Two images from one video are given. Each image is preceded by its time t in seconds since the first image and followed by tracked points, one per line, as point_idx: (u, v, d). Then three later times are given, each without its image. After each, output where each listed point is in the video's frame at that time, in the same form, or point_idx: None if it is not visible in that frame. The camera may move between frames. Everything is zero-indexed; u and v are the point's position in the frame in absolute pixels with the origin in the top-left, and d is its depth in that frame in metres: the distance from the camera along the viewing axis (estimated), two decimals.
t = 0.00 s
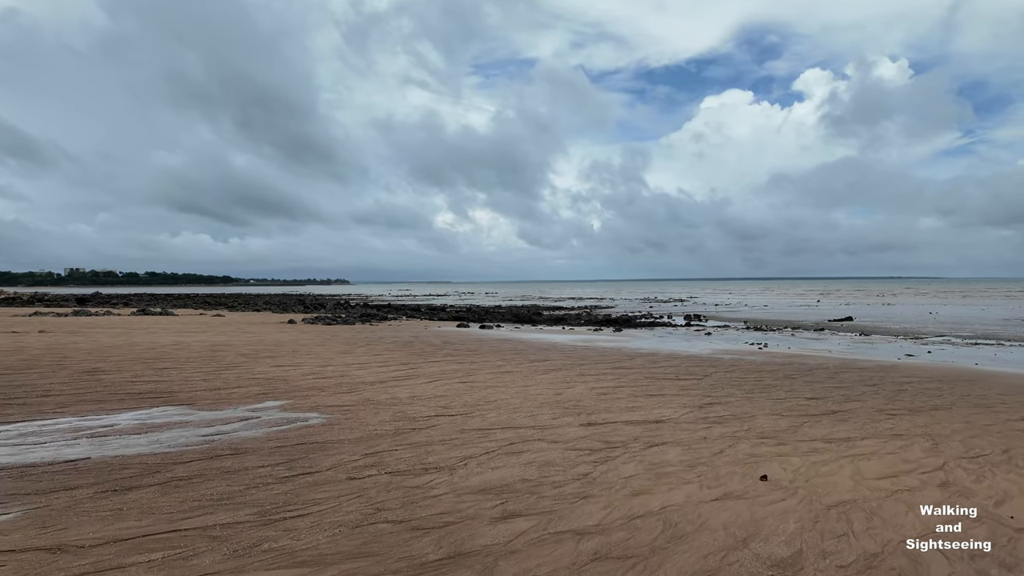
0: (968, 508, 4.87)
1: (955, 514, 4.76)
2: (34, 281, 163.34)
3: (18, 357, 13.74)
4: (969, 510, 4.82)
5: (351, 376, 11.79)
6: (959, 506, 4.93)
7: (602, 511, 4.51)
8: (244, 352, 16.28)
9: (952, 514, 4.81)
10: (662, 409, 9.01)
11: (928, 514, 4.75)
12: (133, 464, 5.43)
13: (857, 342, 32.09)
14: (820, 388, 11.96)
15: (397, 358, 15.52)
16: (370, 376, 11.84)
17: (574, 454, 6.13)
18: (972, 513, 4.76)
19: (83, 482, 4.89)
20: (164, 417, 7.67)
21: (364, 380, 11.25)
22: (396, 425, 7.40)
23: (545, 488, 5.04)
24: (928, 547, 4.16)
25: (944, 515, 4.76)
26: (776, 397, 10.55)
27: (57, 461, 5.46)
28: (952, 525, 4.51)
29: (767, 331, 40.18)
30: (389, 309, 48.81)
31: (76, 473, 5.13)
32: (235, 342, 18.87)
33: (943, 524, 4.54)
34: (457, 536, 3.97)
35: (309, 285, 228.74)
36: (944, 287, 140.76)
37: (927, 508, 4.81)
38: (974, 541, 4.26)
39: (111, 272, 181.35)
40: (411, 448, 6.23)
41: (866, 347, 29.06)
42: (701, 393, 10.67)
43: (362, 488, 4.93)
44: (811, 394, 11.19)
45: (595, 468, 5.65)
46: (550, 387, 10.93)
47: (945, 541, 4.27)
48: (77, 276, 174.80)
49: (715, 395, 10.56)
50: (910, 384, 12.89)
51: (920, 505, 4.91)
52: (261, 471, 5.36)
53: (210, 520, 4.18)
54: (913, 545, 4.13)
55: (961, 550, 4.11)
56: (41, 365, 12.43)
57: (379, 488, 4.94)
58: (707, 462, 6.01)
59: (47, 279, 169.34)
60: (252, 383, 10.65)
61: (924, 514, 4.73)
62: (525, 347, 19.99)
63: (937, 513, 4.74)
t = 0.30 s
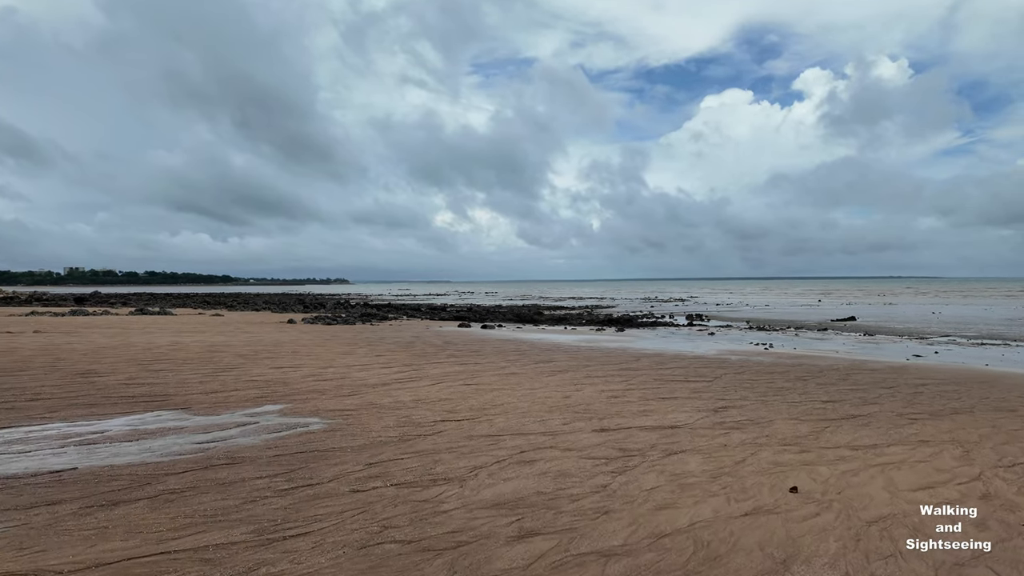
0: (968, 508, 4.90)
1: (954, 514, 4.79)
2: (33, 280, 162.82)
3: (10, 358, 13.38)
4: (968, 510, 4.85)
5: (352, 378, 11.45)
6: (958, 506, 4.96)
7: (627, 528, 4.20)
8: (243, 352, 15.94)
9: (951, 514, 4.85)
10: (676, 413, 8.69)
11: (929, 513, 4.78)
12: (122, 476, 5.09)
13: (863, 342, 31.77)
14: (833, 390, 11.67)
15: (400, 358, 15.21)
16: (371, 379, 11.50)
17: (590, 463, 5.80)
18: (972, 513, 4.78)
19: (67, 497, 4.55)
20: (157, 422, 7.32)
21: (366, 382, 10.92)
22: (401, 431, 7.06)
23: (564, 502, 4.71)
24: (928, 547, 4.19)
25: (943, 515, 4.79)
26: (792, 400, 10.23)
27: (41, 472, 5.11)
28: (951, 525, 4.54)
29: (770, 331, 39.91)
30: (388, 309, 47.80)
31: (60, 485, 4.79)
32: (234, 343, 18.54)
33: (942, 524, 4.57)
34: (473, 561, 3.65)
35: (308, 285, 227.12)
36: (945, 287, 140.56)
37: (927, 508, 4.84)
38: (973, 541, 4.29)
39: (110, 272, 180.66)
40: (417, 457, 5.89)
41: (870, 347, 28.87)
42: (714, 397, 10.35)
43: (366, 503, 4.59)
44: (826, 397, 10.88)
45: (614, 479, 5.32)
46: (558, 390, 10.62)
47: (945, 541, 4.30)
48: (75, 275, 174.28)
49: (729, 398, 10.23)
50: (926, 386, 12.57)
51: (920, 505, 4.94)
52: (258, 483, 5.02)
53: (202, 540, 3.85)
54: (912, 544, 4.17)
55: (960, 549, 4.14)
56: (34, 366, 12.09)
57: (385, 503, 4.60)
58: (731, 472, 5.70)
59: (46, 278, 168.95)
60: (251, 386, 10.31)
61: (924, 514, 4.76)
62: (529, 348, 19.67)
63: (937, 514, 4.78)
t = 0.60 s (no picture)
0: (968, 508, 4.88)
1: (955, 514, 4.77)
2: (32, 279, 162.46)
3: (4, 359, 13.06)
4: (968, 510, 4.83)
5: (355, 380, 11.12)
6: (958, 506, 4.94)
7: (659, 547, 3.89)
8: (243, 353, 15.63)
9: (951, 515, 4.83)
10: (692, 417, 8.37)
11: (928, 513, 4.76)
12: (113, 487, 4.76)
13: (868, 342, 31.46)
14: (849, 393, 11.36)
15: (403, 359, 14.91)
16: (375, 380, 11.18)
17: (610, 472, 5.47)
18: (972, 513, 4.76)
19: (52, 512, 4.21)
20: (153, 427, 6.98)
21: (369, 384, 10.59)
22: (408, 436, 6.73)
23: (588, 517, 4.38)
24: (928, 547, 4.16)
25: (943, 515, 4.77)
26: (809, 403, 9.91)
27: (27, 483, 4.78)
28: (952, 525, 4.52)
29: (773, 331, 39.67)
30: (388, 309, 47.18)
31: (46, 498, 4.46)
32: (233, 343, 18.21)
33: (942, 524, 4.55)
34: None
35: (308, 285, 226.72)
36: (946, 288, 140.22)
37: (927, 508, 4.82)
38: (974, 541, 4.27)
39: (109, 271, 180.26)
40: (427, 465, 5.56)
41: (875, 347, 28.60)
42: (729, 399, 10.03)
43: (375, 517, 4.26)
44: (843, 399, 10.57)
45: (638, 490, 4.99)
46: (567, 392, 10.29)
47: (945, 541, 4.28)
48: (73, 275, 173.45)
49: (744, 401, 9.90)
50: (944, 388, 12.25)
51: (920, 505, 4.92)
52: (259, 494, 4.69)
53: (198, 562, 3.53)
54: (912, 545, 4.16)
55: (960, 549, 4.13)
56: (28, 367, 11.78)
57: (395, 518, 4.26)
58: (760, 482, 5.38)
59: (45, 277, 168.67)
60: (251, 388, 9.96)
61: (924, 514, 4.73)
62: (533, 348, 19.37)
63: (937, 513, 4.75)
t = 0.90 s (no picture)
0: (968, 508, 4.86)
1: (955, 514, 4.76)
2: (31, 278, 161.93)
3: None
4: (968, 510, 4.82)
5: (356, 381, 10.81)
6: (959, 506, 4.93)
7: (687, 569, 3.59)
8: (241, 353, 15.32)
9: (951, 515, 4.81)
10: (706, 420, 8.06)
11: (928, 513, 4.74)
12: (100, 500, 4.45)
13: (876, 341, 31.04)
14: (864, 394, 11.04)
15: (404, 359, 14.60)
16: (376, 381, 10.87)
17: (628, 482, 5.16)
18: (972, 514, 4.75)
19: (32, 530, 3.91)
20: (146, 433, 6.68)
21: (371, 386, 10.28)
22: (413, 443, 6.41)
23: (610, 534, 4.08)
24: (929, 547, 4.14)
25: (943, 515, 4.76)
26: (825, 406, 9.59)
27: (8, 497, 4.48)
28: (951, 525, 4.51)
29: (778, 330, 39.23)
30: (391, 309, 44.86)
31: (27, 513, 4.16)
32: (232, 342, 17.88)
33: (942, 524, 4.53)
34: None
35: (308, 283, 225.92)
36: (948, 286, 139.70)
37: (927, 508, 4.80)
38: (974, 541, 4.26)
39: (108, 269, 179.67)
40: (434, 475, 5.25)
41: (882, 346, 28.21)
42: (742, 401, 9.71)
43: (379, 535, 3.95)
44: (859, 401, 10.25)
45: (660, 503, 4.69)
46: (575, 394, 9.98)
47: (945, 541, 4.26)
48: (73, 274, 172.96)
49: (759, 403, 9.58)
50: (961, 389, 11.90)
51: (920, 505, 4.90)
52: (256, 508, 4.39)
53: None
54: (913, 544, 4.12)
55: (960, 549, 4.11)
56: (21, 368, 11.48)
57: (401, 536, 3.95)
58: (787, 493, 5.08)
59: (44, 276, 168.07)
60: (249, 390, 9.66)
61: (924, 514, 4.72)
62: (537, 348, 19.04)
63: (937, 514, 4.74)
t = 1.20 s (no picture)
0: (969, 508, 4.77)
1: (955, 515, 4.66)
2: (28, 277, 161.11)
3: None
4: (969, 510, 4.72)
5: (354, 382, 10.45)
6: (959, 506, 4.83)
7: None
8: (237, 353, 14.95)
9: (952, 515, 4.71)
10: (719, 424, 7.70)
11: (929, 513, 4.65)
12: (76, 515, 4.09)
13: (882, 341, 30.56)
14: (879, 396, 10.67)
15: (403, 359, 14.24)
16: (375, 383, 10.50)
17: (645, 493, 4.81)
18: (972, 514, 4.65)
19: None
20: (132, 439, 6.32)
21: (369, 387, 9.92)
22: (414, 449, 6.06)
23: (631, 553, 3.74)
24: (929, 547, 4.06)
25: (944, 515, 4.66)
26: (841, 408, 9.23)
27: None
28: (951, 525, 4.42)
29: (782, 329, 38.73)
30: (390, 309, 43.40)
31: None
32: (228, 342, 17.48)
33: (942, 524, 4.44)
34: None
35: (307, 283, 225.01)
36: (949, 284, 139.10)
37: (927, 508, 4.70)
38: (974, 541, 4.18)
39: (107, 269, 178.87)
40: (437, 485, 4.90)
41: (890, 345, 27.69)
42: (755, 404, 9.35)
43: (379, 555, 3.60)
44: (875, 403, 9.89)
45: (681, 516, 4.35)
46: (581, 396, 9.61)
47: (946, 541, 4.18)
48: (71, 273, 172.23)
49: (773, 405, 9.21)
50: (978, 390, 11.53)
51: (920, 505, 4.80)
52: (245, 524, 4.03)
53: None
54: (913, 545, 4.04)
55: (960, 549, 4.03)
56: (8, 369, 11.12)
57: (404, 556, 3.61)
58: (815, 504, 4.75)
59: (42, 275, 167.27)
60: (243, 392, 9.29)
61: (924, 514, 4.62)
62: (539, 347, 18.64)
63: (937, 514, 4.64)
